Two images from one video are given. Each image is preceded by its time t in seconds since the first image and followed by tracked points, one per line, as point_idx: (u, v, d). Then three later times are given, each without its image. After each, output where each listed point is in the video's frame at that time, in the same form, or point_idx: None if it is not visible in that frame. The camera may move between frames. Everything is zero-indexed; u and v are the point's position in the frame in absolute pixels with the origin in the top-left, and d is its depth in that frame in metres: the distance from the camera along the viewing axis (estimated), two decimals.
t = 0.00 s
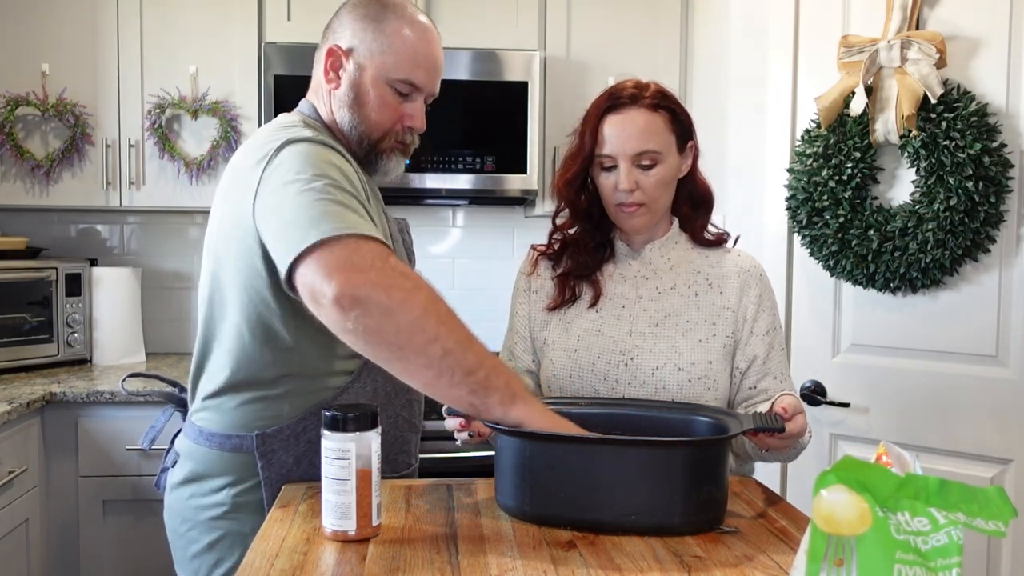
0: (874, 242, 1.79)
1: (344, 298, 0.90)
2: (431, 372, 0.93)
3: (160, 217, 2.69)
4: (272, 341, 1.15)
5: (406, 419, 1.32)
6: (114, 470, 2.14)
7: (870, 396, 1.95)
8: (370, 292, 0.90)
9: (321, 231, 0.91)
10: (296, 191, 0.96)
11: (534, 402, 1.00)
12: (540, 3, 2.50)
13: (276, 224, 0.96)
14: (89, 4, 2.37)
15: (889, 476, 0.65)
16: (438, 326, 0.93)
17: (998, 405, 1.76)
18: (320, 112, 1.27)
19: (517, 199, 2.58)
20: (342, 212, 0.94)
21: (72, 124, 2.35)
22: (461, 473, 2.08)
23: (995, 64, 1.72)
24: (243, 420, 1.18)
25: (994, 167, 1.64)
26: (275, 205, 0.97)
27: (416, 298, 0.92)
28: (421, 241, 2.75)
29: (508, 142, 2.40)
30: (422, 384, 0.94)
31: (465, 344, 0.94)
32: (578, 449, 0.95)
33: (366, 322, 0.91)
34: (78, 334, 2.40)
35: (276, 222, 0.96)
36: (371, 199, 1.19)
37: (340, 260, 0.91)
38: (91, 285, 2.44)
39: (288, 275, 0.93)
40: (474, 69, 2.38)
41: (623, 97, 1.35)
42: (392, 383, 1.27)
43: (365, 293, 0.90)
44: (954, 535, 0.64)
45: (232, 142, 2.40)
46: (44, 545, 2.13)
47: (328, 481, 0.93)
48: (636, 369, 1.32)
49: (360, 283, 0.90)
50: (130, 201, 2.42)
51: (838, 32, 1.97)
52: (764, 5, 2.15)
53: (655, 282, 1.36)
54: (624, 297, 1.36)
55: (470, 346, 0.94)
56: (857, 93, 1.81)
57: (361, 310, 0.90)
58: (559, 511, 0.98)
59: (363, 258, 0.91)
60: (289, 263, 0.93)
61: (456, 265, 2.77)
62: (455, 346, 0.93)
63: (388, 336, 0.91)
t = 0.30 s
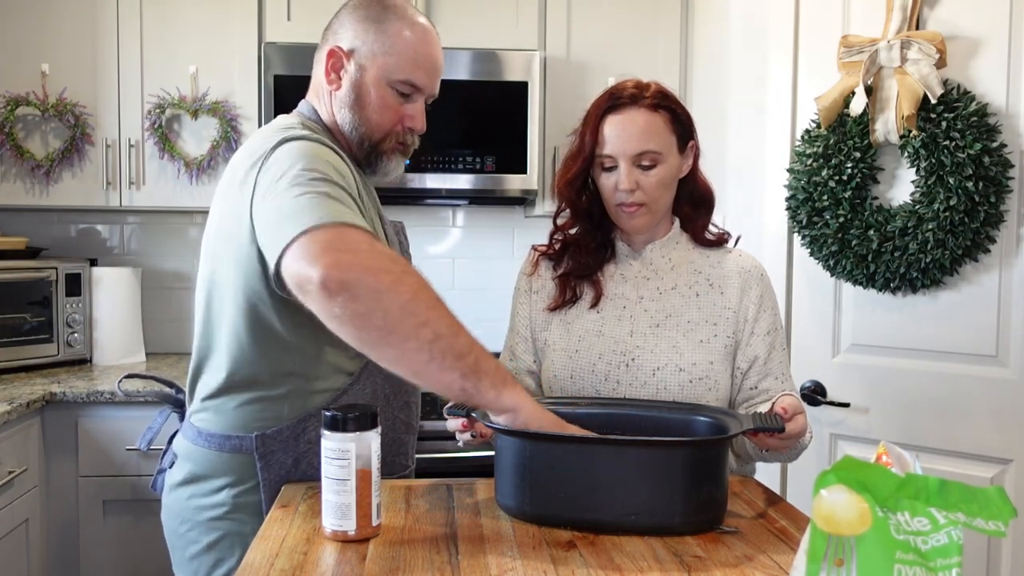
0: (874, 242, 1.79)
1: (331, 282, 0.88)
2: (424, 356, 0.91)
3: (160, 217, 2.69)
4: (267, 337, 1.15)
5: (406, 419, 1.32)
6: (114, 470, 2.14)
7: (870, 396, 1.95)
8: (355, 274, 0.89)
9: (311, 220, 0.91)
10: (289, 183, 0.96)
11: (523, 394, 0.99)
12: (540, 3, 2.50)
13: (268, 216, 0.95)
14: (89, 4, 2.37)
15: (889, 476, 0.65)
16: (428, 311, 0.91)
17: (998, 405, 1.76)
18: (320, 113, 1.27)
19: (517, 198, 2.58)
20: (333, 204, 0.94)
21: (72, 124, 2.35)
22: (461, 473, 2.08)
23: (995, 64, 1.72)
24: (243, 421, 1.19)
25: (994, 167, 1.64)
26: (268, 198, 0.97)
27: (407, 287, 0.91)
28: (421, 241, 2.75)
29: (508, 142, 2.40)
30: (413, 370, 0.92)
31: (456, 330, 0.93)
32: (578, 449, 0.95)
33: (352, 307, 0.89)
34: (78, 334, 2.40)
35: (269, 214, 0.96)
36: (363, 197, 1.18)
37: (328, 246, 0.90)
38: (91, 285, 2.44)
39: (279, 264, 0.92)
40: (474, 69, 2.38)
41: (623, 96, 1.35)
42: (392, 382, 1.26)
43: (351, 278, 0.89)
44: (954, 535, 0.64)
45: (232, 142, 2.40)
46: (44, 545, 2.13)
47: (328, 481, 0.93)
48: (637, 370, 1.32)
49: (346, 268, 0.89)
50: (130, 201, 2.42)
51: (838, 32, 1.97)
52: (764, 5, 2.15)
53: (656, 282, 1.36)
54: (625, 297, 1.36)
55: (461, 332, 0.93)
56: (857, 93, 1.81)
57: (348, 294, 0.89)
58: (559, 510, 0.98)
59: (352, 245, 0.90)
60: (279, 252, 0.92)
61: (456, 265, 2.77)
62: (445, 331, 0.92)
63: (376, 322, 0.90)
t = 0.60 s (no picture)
0: (874, 242, 1.79)
1: (358, 298, 0.89)
2: (450, 371, 0.94)
3: (160, 217, 2.69)
4: (275, 345, 1.15)
5: (405, 418, 1.32)
6: (114, 471, 2.14)
7: (870, 396, 1.94)
8: (387, 293, 0.90)
9: (331, 237, 0.90)
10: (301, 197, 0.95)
11: (537, 401, 1.00)
12: (540, 3, 2.50)
13: (282, 232, 0.94)
14: (89, 4, 2.37)
15: (889, 476, 0.65)
16: (454, 325, 0.94)
17: (998, 404, 1.76)
18: (314, 113, 1.27)
19: (517, 198, 2.58)
20: (348, 218, 0.93)
21: (72, 124, 2.35)
22: (462, 473, 2.08)
23: (996, 64, 1.72)
24: (238, 420, 1.18)
25: (994, 167, 1.64)
26: (280, 213, 0.96)
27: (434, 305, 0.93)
28: (421, 241, 2.75)
29: (508, 142, 2.40)
30: (438, 384, 0.94)
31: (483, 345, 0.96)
32: (578, 449, 0.95)
33: (380, 323, 0.90)
34: (78, 334, 2.40)
35: (282, 230, 0.94)
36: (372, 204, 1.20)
37: (347, 263, 0.90)
38: (91, 284, 2.44)
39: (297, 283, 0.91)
40: (474, 69, 2.38)
41: (622, 96, 1.35)
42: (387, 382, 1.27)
43: (378, 295, 0.90)
44: (954, 535, 0.64)
45: (232, 142, 2.40)
46: (45, 545, 2.13)
47: (328, 481, 0.93)
48: (638, 370, 1.32)
49: (374, 284, 0.90)
50: (130, 201, 2.42)
51: (838, 32, 1.97)
52: (764, 5, 2.15)
53: (657, 282, 1.36)
54: (625, 298, 1.36)
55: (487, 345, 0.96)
56: (857, 93, 1.81)
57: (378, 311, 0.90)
58: (558, 510, 0.98)
59: (373, 261, 0.91)
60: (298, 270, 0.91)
61: (456, 265, 2.77)
62: (472, 345, 0.95)
63: (406, 338, 0.92)
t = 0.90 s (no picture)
0: (874, 242, 1.79)
1: (366, 320, 0.90)
2: (459, 388, 0.94)
3: (160, 217, 2.69)
4: (276, 351, 1.15)
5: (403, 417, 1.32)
6: (114, 471, 2.14)
7: (870, 396, 1.94)
8: (395, 315, 0.91)
9: (336, 261, 0.91)
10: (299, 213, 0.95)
11: (537, 388, 0.99)
12: (540, 3, 2.50)
13: (281, 249, 0.94)
14: (89, 4, 2.37)
15: (890, 476, 0.65)
16: (464, 342, 0.94)
17: (998, 404, 1.76)
18: (305, 113, 1.27)
19: (516, 198, 2.58)
20: (351, 234, 0.93)
21: (72, 124, 2.35)
22: (461, 473, 2.08)
23: (995, 64, 1.72)
24: (237, 422, 1.19)
25: (994, 167, 1.64)
26: (279, 228, 0.96)
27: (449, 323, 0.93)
28: (421, 242, 2.75)
29: (508, 142, 2.40)
30: (449, 399, 0.95)
31: (497, 362, 0.95)
32: (578, 449, 0.95)
33: (389, 343, 0.91)
34: (78, 334, 2.40)
35: (281, 247, 0.94)
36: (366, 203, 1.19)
37: (353, 284, 0.90)
38: (91, 285, 2.44)
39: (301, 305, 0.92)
40: (474, 69, 2.38)
41: (622, 96, 1.35)
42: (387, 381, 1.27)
43: (385, 317, 0.90)
44: (954, 535, 0.64)
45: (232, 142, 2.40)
46: (45, 545, 2.13)
47: (328, 481, 0.93)
48: (639, 371, 1.32)
49: (381, 306, 0.90)
50: (130, 201, 2.42)
51: (838, 32, 1.97)
52: (764, 5, 2.15)
53: (657, 282, 1.36)
54: (626, 298, 1.36)
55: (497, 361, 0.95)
56: (857, 93, 1.81)
57: (387, 333, 0.91)
58: (558, 510, 0.98)
59: (378, 281, 0.91)
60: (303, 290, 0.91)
61: (456, 265, 2.77)
62: (482, 361, 0.94)
63: (414, 355, 0.92)
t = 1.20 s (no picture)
0: (874, 242, 1.79)
1: (369, 334, 0.91)
2: (462, 400, 0.95)
3: (160, 217, 2.69)
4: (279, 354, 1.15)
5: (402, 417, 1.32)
6: (114, 471, 2.14)
7: (870, 396, 1.94)
8: (398, 330, 0.91)
9: (341, 274, 0.91)
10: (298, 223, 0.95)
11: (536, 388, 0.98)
12: (540, 3, 2.50)
13: (282, 261, 0.94)
14: (89, 4, 2.37)
15: (889, 476, 0.65)
16: (463, 355, 0.93)
17: (998, 404, 1.76)
18: (300, 115, 1.28)
19: (516, 198, 2.58)
20: (351, 245, 0.93)
21: (72, 124, 2.35)
22: (461, 473, 2.08)
23: (995, 64, 1.72)
24: (238, 423, 1.19)
25: (994, 167, 1.64)
26: (279, 240, 0.95)
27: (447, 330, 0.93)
28: (421, 242, 2.75)
29: (508, 142, 2.40)
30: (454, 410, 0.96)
31: (496, 372, 0.95)
32: (579, 449, 0.95)
33: (393, 356, 0.92)
34: (78, 334, 2.40)
35: (282, 259, 0.94)
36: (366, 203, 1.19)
37: (358, 298, 0.90)
38: (91, 284, 2.44)
39: (306, 316, 0.92)
40: (474, 69, 2.38)
41: (622, 96, 1.35)
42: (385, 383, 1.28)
43: (387, 330, 0.91)
44: (954, 535, 0.64)
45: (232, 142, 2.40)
46: (45, 546, 2.13)
47: (328, 481, 0.93)
48: (640, 370, 1.32)
49: (382, 320, 0.91)
50: (130, 201, 2.42)
51: (838, 32, 1.97)
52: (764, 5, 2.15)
53: (657, 282, 1.36)
54: (626, 298, 1.36)
55: (497, 372, 0.95)
56: (857, 93, 1.81)
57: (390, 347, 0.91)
58: (559, 510, 0.98)
59: (382, 293, 0.91)
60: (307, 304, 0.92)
61: (456, 265, 2.77)
62: (481, 374, 0.94)
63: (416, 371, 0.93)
